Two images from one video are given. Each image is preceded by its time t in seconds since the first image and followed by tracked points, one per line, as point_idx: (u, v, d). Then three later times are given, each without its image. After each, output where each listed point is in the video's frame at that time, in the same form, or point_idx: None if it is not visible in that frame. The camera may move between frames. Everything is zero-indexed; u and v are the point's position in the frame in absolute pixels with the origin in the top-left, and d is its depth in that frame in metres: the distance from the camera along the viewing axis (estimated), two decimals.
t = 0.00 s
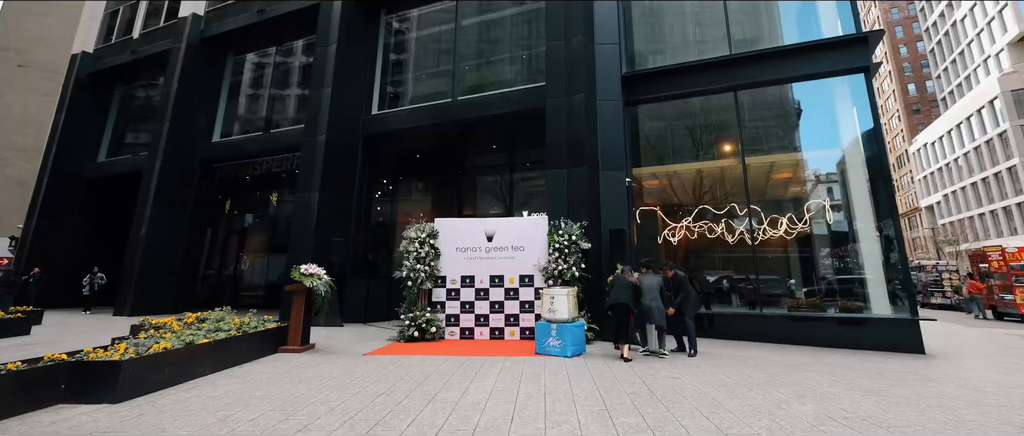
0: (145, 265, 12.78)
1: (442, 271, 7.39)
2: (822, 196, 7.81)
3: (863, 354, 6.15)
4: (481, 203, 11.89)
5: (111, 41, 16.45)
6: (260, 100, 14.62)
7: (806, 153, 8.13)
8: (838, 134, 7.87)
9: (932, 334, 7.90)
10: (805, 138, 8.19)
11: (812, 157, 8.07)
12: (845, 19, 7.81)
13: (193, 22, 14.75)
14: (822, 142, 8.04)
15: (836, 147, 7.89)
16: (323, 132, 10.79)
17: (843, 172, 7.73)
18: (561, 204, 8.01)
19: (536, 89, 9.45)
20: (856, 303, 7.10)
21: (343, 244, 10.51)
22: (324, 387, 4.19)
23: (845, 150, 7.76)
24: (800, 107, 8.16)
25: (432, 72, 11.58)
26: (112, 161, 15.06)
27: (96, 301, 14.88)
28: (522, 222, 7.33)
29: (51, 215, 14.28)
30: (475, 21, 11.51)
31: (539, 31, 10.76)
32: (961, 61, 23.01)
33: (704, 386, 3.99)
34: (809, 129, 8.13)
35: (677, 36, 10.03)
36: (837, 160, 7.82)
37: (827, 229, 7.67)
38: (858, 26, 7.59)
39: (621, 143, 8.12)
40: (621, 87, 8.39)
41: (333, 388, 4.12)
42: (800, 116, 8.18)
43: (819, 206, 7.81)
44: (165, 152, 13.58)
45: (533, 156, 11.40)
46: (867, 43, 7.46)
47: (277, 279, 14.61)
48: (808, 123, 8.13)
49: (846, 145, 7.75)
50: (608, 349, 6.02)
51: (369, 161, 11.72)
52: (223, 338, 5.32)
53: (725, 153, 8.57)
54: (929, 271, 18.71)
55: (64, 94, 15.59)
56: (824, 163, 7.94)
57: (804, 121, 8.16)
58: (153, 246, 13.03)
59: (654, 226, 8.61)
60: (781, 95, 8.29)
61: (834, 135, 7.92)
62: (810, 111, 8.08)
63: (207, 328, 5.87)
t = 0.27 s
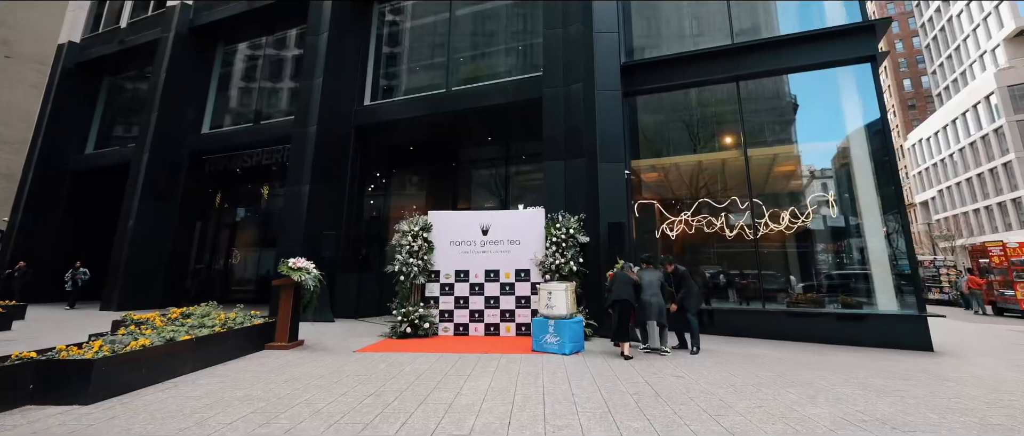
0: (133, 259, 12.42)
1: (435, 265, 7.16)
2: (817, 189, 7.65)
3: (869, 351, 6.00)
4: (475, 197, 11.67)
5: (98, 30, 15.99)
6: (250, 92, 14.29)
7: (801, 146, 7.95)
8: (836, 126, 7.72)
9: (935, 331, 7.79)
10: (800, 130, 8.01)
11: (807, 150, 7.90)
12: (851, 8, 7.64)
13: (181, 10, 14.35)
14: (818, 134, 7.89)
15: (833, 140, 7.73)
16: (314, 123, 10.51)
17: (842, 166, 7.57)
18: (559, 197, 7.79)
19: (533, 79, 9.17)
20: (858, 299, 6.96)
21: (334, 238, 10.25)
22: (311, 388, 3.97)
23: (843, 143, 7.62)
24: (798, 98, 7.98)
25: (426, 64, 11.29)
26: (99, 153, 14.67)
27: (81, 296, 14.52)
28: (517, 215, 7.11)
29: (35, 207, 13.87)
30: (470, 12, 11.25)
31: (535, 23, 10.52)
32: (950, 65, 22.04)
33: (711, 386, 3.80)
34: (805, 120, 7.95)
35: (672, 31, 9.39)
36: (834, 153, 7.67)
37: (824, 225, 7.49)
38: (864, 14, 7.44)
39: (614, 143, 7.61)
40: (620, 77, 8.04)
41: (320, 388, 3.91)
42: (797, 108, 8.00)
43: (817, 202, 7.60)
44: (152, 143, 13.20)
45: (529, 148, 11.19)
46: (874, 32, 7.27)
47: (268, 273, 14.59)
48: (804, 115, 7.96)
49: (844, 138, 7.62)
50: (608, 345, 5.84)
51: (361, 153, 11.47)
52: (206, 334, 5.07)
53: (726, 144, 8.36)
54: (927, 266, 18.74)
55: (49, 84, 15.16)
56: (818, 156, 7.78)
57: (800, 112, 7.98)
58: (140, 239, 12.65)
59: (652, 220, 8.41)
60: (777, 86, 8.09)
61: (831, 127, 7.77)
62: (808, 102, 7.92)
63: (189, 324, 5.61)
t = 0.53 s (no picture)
0: (121, 252, 12.15)
1: (430, 259, 6.95)
2: (812, 187, 7.52)
3: (876, 348, 5.85)
4: (471, 191, 11.41)
5: (86, 20, 15.58)
6: (241, 82, 13.94)
7: (800, 138, 7.78)
8: (836, 118, 7.60)
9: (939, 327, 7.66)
10: (798, 122, 7.86)
11: (805, 143, 7.74)
12: None
13: None
14: (817, 126, 7.75)
15: (832, 131, 7.61)
16: (306, 114, 10.22)
17: (842, 158, 7.43)
18: (557, 189, 7.46)
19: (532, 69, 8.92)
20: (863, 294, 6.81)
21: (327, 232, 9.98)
22: (298, 387, 3.76)
23: (843, 134, 7.50)
24: (797, 89, 7.84)
25: (421, 56, 11.00)
26: (87, 145, 14.33)
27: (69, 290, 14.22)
28: (515, 207, 6.89)
29: (22, 200, 13.56)
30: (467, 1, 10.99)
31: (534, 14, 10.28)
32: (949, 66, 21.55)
33: (721, 386, 3.62)
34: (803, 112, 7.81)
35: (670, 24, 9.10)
36: (833, 145, 7.55)
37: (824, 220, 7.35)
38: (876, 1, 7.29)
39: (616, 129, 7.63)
40: (620, 64, 8.08)
41: (309, 388, 3.70)
42: (795, 99, 7.85)
43: (811, 199, 7.48)
44: (142, 135, 12.88)
45: (526, 141, 10.98)
46: (885, 20, 7.12)
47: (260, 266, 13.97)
48: (801, 106, 7.82)
49: (845, 130, 7.50)
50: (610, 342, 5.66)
51: (356, 146, 11.18)
52: (190, 331, 4.84)
53: (729, 136, 8.16)
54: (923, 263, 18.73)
55: (36, 74, 14.78)
56: (814, 148, 7.66)
57: (799, 103, 7.83)
58: (130, 233, 12.38)
59: (652, 214, 8.23)
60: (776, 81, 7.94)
61: (831, 119, 7.64)
62: (809, 92, 7.78)
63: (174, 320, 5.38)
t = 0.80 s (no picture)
0: (110, 246, 11.80)
1: (425, 253, 6.73)
2: (806, 181, 7.39)
3: (883, 346, 5.70)
4: (467, 184, 11.17)
5: (73, 9, 15.19)
6: (235, 74, 13.57)
7: (796, 130, 7.63)
8: (835, 109, 7.48)
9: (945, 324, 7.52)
10: (795, 113, 7.71)
11: (801, 135, 7.59)
12: None
13: None
14: (818, 117, 7.59)
15: (830, 123, 7.49)
16: (298, 104, 9.96)
17: (841, 150, 7.31)
18: (557, 180, 7.23)
19: (530, 58, 8.67)
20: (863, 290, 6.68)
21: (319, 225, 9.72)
22: (284, 389, 3.54)
23: (842, 126, 7.38)
24: (795, 79, 7.69)
25: (417, 47, 10.71)
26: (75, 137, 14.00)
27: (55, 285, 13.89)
28: (512, 200, 6.68)
29: (7, 193, 13.22)
30: None
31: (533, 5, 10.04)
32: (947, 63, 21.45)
33: (732, 388, 3.42)
34: (801, 102, 7.66)
35: (668, 18, 8.80)
36: (831, 137, 7.42)
37: (820, 216, 7.20)
38: None
39: (618, 124, 7.40)
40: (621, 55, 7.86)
41: (296, 390, 3.49)
42: (792, 90, 7.72)
43: (804, 194, 7.36)
44: (130, 126, 12.54)
45: (524, 133, 10.78)
46: (895, 6, 6.93)
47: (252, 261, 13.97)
48: (798, 97, 7.68)
49: (845, 121, 7.38)
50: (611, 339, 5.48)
51: (349, 138, 10.92)
52: (171, 328, 4.60)
53: (732, 128, 7.97)
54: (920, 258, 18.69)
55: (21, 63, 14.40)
56: (809, 139, 7.53)
57: (796, 93, 7.69)
58: (118, 226, 12.03)
59: (652, 207, 8.04)
60: (772, 79, 7.79)
61: (830, 110, 7.51)
62: (809, 82, 7.64)
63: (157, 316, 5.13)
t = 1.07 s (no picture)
0: (97, 240, 11.49)
1: (419, 248, 6.50)
2: (804, 178, 7.26)
3: (893, 344, 5.54)
4: (463, 178, 10.92)
5: None
6: (230, 69, 13.07)
7: (795, 122, 7.44)
8: (836, 101, 7.32)
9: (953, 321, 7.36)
10: (794, 103, 7.51)
11: (800, 127, 7.42)
12: None
13: None
14: (823, 107, 7.40)
15: (830, 115, 7.33)
16: (290, 95, 9.69)
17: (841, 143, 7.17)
18: (556, 172, 7.00)
19: (528, 48, 8.42)
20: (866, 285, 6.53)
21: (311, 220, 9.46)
22: (268, 392, 3.32)
23: (843, 119, 7.25)
24: (795, 68, 7.50)
25: (413, 38, 10.41)
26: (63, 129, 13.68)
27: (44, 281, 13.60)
28: (510, 193, 6.45)
29: None
30: None
31: None
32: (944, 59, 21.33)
33: (745, 391, 3.23)
34: (801, 93, 7.46)
35: (667, 10, 8.35)
36: (830, 130, 7.27)
37: (817, 209, 7.09)
38: None
39: (619, 115, 7.13)
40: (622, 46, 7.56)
41: (280, 394, 3.27)
42: (792, 79, 7.51)
43: (803, 190, 7.21)
44: (118, 118, 12.21)
45: (521, 126, 10.55)
46: None
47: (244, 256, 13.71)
48: (798, 86, 7.48)
49: (847, 113, 7.23)
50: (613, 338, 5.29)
51: (343, 131, 10.64)
52: (151, 328, 4.35)
53: (735, 120, 7.76)
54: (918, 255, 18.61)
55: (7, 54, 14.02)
56: (807, 131, 7.37)
57: (796, 83, 7.49)
58: (105, 221, 11.69)
59: (652, 202, 7.84)
60: (772, 70, 7.57)
61: (830, 101, 7.35)
62: (810, 72, 7.45)
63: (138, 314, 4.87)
